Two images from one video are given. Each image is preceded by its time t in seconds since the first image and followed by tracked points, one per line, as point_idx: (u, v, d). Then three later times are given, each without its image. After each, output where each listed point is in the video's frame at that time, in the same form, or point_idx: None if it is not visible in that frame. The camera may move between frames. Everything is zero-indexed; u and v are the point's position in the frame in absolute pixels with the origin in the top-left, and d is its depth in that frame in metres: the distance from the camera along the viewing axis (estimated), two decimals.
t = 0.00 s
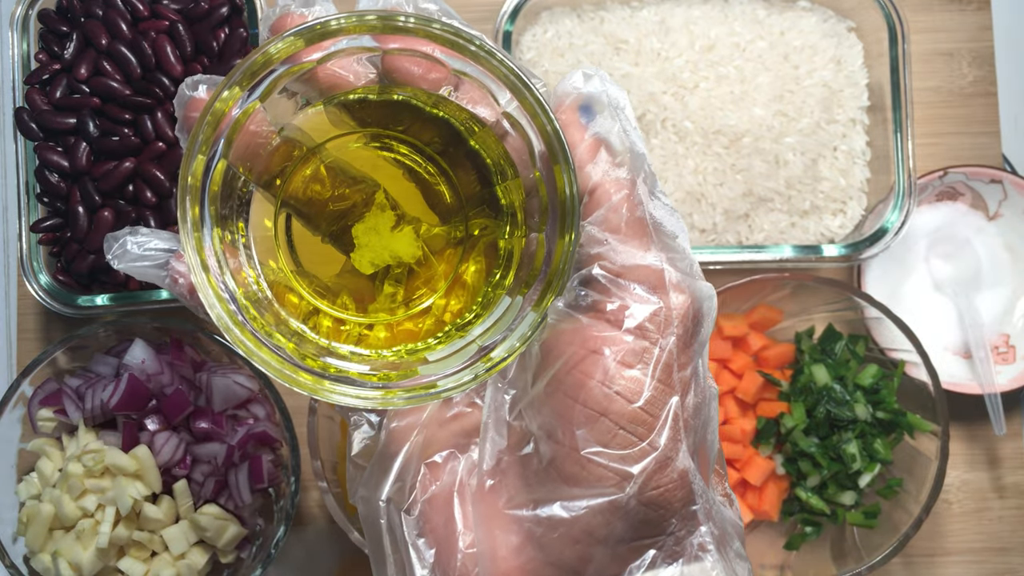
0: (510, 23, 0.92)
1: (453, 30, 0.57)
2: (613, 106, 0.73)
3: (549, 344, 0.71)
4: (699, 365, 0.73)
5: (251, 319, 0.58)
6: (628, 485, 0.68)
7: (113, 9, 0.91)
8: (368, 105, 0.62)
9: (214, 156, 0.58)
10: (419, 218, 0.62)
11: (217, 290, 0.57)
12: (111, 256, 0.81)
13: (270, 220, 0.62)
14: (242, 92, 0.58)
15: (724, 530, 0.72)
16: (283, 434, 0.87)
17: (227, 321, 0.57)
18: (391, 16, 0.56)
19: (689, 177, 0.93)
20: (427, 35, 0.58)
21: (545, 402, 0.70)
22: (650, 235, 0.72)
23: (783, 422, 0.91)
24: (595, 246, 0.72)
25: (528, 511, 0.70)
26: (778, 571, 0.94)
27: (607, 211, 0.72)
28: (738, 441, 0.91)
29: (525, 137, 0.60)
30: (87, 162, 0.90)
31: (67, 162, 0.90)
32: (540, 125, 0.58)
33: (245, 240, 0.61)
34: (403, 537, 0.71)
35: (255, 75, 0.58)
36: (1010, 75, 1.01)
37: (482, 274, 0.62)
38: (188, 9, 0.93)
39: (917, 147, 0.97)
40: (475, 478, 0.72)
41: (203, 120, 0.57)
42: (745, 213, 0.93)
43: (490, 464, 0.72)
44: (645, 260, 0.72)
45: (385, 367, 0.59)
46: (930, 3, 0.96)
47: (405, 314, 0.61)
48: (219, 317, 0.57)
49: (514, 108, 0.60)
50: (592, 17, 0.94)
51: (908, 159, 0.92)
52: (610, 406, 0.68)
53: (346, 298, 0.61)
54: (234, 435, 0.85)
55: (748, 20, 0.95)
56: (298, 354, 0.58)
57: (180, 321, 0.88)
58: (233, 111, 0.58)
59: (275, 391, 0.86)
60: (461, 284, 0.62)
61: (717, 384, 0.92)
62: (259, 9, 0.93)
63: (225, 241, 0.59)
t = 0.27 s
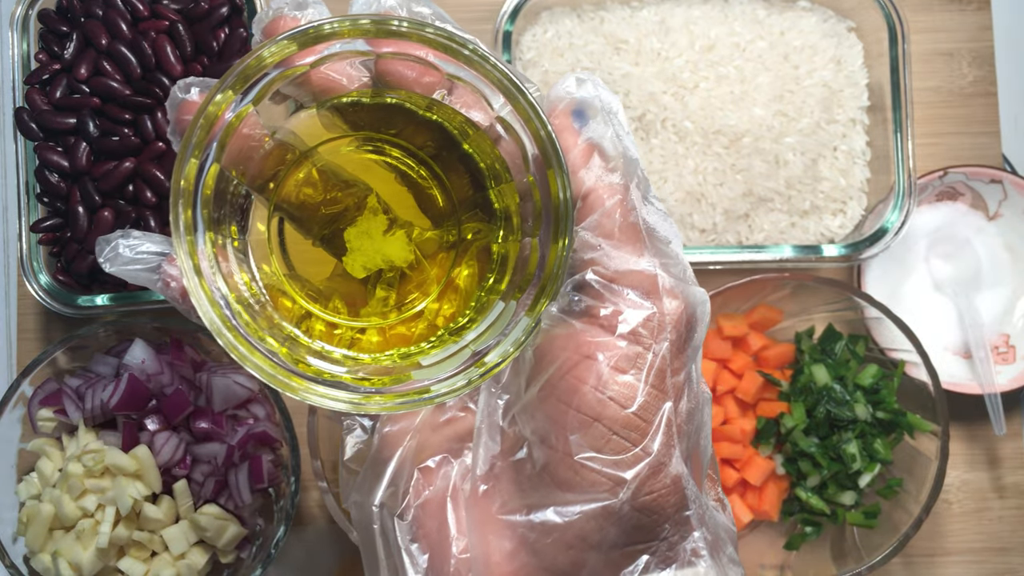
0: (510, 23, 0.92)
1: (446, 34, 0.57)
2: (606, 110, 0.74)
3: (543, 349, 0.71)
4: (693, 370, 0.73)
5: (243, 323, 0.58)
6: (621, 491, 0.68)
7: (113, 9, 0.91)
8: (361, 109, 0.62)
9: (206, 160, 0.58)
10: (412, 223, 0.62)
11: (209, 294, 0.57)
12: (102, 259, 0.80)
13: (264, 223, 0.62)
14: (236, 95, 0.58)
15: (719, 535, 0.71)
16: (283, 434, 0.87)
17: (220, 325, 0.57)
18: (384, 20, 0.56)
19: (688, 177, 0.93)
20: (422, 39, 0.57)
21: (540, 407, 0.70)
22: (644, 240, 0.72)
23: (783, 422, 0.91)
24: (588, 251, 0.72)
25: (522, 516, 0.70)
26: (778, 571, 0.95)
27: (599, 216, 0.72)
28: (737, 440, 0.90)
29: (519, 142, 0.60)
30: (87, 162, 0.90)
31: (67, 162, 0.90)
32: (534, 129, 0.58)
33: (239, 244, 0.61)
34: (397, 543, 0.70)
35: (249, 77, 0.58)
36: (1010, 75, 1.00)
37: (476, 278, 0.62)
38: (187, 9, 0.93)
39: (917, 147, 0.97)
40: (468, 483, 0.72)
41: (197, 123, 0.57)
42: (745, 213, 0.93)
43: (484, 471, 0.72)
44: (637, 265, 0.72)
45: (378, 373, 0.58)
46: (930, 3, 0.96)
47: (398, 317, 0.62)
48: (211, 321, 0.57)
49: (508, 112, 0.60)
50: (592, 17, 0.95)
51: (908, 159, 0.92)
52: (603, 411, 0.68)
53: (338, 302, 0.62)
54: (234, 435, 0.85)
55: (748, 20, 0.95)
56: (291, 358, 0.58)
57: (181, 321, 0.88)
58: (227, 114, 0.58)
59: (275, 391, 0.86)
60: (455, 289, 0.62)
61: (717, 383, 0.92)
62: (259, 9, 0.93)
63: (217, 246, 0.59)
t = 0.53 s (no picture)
0: (510, 23, 0.92)
1: (449, 36, 0.57)
2: (609, 113, 0.74)
3: (545, 354, 0.71)
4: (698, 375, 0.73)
5: (243, 326, 0.58)
6: (623, 497, 0.68)
7: (113, 9, 0.91)
8: (362, 110, 0.61)
9: (207, 162, 0.58)
10: (412, 224, 0.62)
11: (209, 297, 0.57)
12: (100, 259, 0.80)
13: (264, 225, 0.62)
14: (236, 97, 0.58)
15: (720, 542, 0.72)
16: (283, 434, 0.87)
17: (218, 327, 0.57)
18: (386, 21, 0.56)
19: (689, 177, 0.93)
20: (423, 41, 0.57)
21: (541, 412, 0.70)
22: (647, 245, 0.72)
23: (783, 422, 0.91)
24: (591, 255, 0.72)
25: (524, 522, 0.70)
26: (778, 571, 0.94)
27: (603, 220, 0.72)
28: (737, 441, 0.90)
29: (521, 144, 0.60)
30: (87, 162, 0.90)
31: (67, 162, 0.90)
32: (537, 131, 0.58)
33: (238, 247, 0.61)
34: (397, 548, 0.71)
35: (251, 79, 0.58)
36: (1010, 74, 1.00)
37: (477, 281, 0.62)
38: (187, 9, 0.93)
39: (917, 147, 0.97)
40: (469, 489, 0.72)
41: (198, 124, 0.57)
42: (745, 212, 0.93)
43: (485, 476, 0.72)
44: (641, 269, 0.72)
45: (379, 377, 0.58)
46: (930, 3, 0.96)
47: (398, 320, 0.62)
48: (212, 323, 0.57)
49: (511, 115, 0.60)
50: (592, 17, 0.95)
51: (908, 159, 0.92)
52: (606, 417, 0.68)
53: (338, 304, 0.61)
54: (234, 435, 0.85)
55: (748, 20, 0.95)
56: (291, 361, 0.58)
57: (181, 321, 0.88)
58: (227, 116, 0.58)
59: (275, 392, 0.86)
60: (456, 292, 0.62)
61: (718, 383, 0.92)
62: (259, 9, 0.93)
63: (218, 247, 0.59)
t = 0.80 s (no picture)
0: (510, 23, 0.92)
1: (457, 33, 0.56)
2: (617, 112, 0.73)
3: (551, 353, 0.71)
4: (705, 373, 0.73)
5: (249, 322, 0.58)
6: (630, 495, 0.68)
7: (113, 9, 0.91)
8: (368, 108, 0.62)
9: (215, 157, 0.58)
10: (419, 222, 0.62)
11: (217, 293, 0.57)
12: (105, 255, 0.79)
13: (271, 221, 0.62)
14: (245, 93, 0.58)
15: (727, 541, 0.71)
16: (283, 434, 0.87)
17: (226, 323, 0.57)
18: (395, 17, 0.56)
19: (689, 177, 0.93)
20: (432, 38, 0.57)
21: (547, 412, 0.70)
22: (655, 244, 0.72)
23: (784, 422, 0.91)
24: (599, 254, 0.72)
25: (531, 520, 0.70)
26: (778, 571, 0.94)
27: (610, 219, 0.72)
28: (737, 441, 0.90)
29: (529, 143, 0.60)
30: (87, 162, 0.90)
31: (67, 162, 0.90)
32: (545, 130, 0.58)
33: (244, 243, 0.61)
34: (403, 546, 0.70)
35: (259, 75, 0.57)
36: (1010, 74, 1.00)
37: (483, 279, 0.62)
38: (187, 9, 0.93)
39: (917, 147, 0.97)
40: (476, 487, 0.72)
41: (207, 120, 0.57)
42: (745, 212, 0.93)
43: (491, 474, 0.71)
44: (649, 268, 0.72)
45: (385, 374, 0.59)
46: (930, 3, 0.96)
47: (404, 318, 0.61)
48: (219, 319, 0.57)
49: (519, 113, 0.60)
50: (592, 17, 0.94)
51: (908, 159, 0.92)
52: (613, 415, 0.68)
53: (343, 302, 0.61)
54: (234, 435, 0.85)
55: (748, 20, 0.95)
56: (297, 358, 0.58)
57: (181, 321, 0.88)
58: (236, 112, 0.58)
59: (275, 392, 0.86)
60: (461, 290, 0.62)
61: (718, 383, 0.92)
62: (259, 9, 0.93)
63: (225, 243, 0.59)
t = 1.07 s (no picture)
0: (510, 23, 0.92)
1: (460, 30, 0.56)
2: (622, 111, 0.73)
3: (554, 351, 0.71)
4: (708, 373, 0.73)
5: (251, 319, 0.58)
6: (634, 495, 0.68)
7: (113, 9, 0.91)
8: (370, 105, 0.62)
9: (218, 154, 0.58)
10: (420, 220, 0.62)
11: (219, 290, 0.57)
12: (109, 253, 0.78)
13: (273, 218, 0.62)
14: (248, 89, 0.58)
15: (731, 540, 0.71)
16: (283, 434, 0.87)
17: (228, 320, 0.57)
18: (398, 14, 0.56)
19: (689, 177, 0.93)
20: (437, 36, 0.57)
21: (550, 412, 0.70)
22: (659, 243, 0.72)
23: (783, 422, 0.91)
24: (603, 253, 0.72)
25: (533, 519, 0.70)
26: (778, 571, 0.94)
27: (615, 217, 0.72)
28: (738, 441, 0.90)
29: (533, 141, 0.60)
30: (87, 163, 0.90)
31: (67, 162, 0.90)
32: (549, 128, 0.58)
33: (246, 240, 0.61)
34: (405, 545, 0.70)
35: (262, 72, 0.57)
36: (1010, 74, 1.00)
37: (485, 278, 0.62)
38: (187, 9, 0.93)
39: (917, 147, 0.97)
40: (478, 486, 0.72)
41: (210, 117, 0.57)
42: (745, 213, 0.93)
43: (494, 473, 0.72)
44: (654, 266, 0.72)
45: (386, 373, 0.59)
46: (930, 3, 0.96)
47: (406, 316, 0.61)
48: (221, 316, 0.57)
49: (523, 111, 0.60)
50: (592, 17, 0.94)
51: (908, 159, 0.92)
52: (617, 414, 0.68)
53: (346, 300, 0.61)
54: (234, 435, 0.85)
55: (748, 20, 0.95)
56: (298, 356, 0.58)
57: (180, 321, 0.88)
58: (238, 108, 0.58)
59: (275, 392, 0.86)
60: (464, 288, 0.62)
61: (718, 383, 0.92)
62: (259, 9, 0.93)
63: (227, 240, 0.59)
